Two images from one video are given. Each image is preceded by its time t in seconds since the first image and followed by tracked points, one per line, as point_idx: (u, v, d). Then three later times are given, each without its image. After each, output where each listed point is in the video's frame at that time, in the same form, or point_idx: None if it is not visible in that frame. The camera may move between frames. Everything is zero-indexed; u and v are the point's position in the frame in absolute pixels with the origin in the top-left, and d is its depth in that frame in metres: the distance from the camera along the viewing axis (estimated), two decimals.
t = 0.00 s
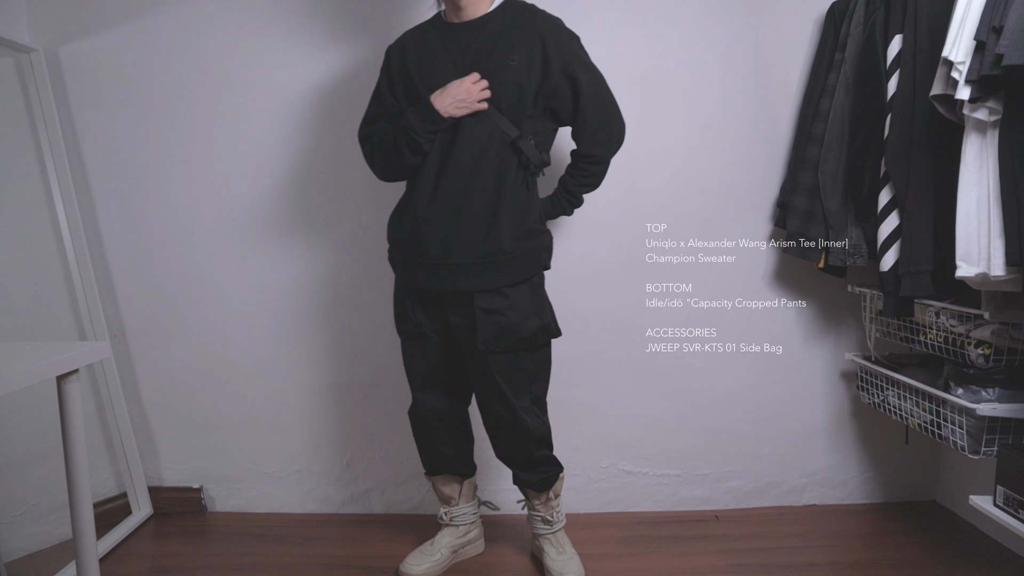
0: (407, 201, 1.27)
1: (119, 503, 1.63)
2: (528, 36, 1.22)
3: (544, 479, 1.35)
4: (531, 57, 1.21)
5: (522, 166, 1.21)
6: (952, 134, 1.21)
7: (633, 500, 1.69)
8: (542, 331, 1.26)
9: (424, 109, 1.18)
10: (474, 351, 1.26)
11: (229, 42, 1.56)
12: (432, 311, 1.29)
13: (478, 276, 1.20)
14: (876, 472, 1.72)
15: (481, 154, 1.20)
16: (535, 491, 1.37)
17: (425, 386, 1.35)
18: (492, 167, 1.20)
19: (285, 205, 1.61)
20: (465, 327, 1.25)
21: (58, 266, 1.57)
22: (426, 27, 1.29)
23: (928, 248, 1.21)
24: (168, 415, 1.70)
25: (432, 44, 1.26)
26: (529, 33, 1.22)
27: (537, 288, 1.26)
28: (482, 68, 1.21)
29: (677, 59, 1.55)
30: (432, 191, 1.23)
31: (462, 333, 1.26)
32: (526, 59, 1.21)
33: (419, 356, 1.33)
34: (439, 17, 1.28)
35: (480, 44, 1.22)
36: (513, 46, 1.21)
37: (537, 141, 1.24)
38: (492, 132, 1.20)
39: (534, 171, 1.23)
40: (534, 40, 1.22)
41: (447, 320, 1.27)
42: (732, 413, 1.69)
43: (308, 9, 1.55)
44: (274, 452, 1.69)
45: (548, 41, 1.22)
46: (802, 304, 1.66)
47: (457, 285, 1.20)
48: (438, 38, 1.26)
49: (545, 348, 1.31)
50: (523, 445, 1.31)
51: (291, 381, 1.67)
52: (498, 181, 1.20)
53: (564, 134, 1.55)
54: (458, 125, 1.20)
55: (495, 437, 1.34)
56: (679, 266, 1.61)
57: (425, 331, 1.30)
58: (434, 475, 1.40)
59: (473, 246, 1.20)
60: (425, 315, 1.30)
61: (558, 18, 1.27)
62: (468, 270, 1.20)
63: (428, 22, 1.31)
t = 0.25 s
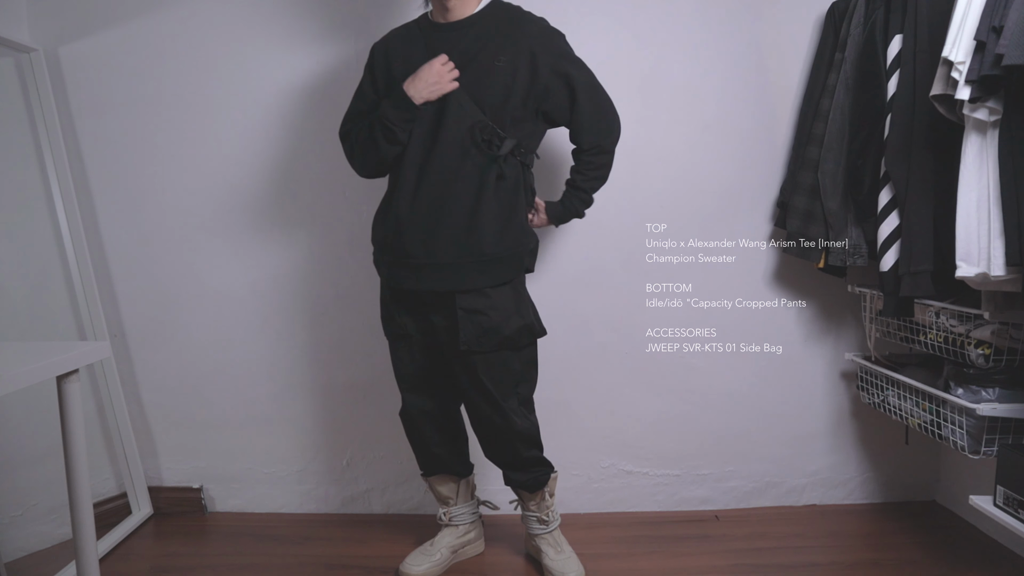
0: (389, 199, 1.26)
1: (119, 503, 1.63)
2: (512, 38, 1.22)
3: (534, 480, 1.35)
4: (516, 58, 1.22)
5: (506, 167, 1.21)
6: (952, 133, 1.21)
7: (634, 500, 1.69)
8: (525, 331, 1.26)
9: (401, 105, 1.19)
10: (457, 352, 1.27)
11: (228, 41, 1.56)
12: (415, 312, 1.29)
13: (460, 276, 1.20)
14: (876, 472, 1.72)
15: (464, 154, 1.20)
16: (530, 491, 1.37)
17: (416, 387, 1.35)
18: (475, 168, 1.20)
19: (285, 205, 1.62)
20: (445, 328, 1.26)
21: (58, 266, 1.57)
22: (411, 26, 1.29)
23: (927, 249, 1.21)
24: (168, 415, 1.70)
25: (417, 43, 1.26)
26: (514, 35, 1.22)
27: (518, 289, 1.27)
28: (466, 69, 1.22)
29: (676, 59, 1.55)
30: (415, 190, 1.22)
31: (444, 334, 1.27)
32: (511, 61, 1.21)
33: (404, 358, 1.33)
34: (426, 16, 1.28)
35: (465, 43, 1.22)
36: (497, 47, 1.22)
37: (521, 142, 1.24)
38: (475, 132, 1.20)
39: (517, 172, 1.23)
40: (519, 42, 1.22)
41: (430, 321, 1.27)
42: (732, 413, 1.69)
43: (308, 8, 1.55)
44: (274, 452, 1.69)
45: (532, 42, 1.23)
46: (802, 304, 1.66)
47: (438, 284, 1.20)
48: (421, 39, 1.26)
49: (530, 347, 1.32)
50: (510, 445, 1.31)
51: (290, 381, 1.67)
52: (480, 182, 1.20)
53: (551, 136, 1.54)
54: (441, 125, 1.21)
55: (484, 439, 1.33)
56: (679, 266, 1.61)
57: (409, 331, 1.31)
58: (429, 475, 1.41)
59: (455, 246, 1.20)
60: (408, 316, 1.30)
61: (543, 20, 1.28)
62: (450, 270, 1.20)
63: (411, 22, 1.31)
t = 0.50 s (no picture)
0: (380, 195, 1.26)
1: (119, 503, 1.63)
2: (506, 37, 1.23)
3: (536, 479, 1.35)
4: (511, 58, 1.23)
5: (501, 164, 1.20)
6: (952, 134, 1.21)
7: (634, 500, 1.69)
8: (523, 329, 1.27)
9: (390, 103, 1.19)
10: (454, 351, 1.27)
11: (228, 41, 1.56)
12: (412, 312, 1.29)
13: (455, 274, 1.20)
14: (876, 472, 1.72)
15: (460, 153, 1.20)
16: (530, 491, 1.37)
17: (414, 387, 1.34)
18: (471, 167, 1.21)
19: (285, 205, 1.62)
20: (444, 327, 1.25)
21: (58, 266, 1.57)
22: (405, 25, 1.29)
23: (927, 249, 1.21)
24: (168, 415, 1.70)
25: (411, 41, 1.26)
26: (509, 35, 1.23)
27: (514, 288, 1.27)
28: (460, 66, 1.22)
29: (676, 59, 1.55)
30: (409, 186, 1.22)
31: (442, 334, 1.26)
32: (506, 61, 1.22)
33: (401, 359, 1.33)
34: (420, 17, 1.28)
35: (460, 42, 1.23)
36: (492, 47, 1.23)
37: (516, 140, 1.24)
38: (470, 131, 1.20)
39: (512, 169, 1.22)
40: (514, 42, 1.23)
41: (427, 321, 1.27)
42: (733, 413, 1.69)
43: (308, 9, 1.55)
44: (274, 452, 1.69)
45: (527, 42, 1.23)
46: (802, 304, 1.66)
47: (435, 280, 1.20)
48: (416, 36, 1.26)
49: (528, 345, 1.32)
50: (507, 444, 1.31)
51: (290, 381, 1.67)
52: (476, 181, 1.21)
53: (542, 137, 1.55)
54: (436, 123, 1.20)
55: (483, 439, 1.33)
56: (679, 266, 1.61)
57: (406, 331, 1.30)
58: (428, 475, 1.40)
59: (451, 244, 1.20)
60: (405, 316, 1.30)
61: (536, 21, 1.29)
62: (446, 268, 1.19)
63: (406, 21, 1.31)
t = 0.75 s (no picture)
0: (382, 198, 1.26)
1: (119, 503, 1.63)
2: (503, 37, 1.22)
3: (538, 478, 1.35)
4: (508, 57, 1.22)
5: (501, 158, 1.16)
6: (952, 134, 1.21)
7: (634, 500, 1.69)
8: (525, 327, 1.27)
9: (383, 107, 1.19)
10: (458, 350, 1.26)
11: (228, 41, 1.56)
12: (414, 311, 1.29)
13: (459, 274, 1.20)
14: (876, 472, 1.72)
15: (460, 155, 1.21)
16: (531, 490, 1.37)
17: (415, 387, 1.34)
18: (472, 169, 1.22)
19: (285, 205, 1.62)
20: (448, 326, 1.25)
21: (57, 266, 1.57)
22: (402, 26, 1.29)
23: (926, 248, 1.21)
24: (168, 415, 1.70)
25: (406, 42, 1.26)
26: (505, 34, 1.23)
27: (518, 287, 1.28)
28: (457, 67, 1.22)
29: (676, 59, 1.55)
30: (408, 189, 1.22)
31: (447, 333, 1.26)
32: (502, 60, 1.22)
33: (404, 360, 1.33)
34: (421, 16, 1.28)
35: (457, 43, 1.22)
36: (489, 47, 1.22)
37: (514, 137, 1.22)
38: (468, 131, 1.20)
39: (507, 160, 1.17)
40: (510, 40, 1.22)
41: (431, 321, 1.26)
42: (732, 413, 1.69)
43: (308, 9, 1.55)
44: (274, 452, 1.69)
45: (523, 39, 1.22)
46: (802, 304, 1.66)
47: (437, 283, 1.20)
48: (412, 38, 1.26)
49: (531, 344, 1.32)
50: (509, 444, 1.32)
51: (290, 381, 1.67)
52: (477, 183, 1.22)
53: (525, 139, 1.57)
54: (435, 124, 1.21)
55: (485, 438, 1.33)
56: (679, 266, 1.61)
57: (408, 332, 1.30)
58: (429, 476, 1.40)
59: (454, 245, 1.20)
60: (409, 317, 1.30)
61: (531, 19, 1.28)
62: (450, 268, 1.20)
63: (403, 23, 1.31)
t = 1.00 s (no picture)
0: (390, 202, 1.26)
1: (119, 503, 1.63)
2: (505, 38, 1.22)
3: (542, 477, 1.36)
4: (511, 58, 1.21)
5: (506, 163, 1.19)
6: (952, 133, 1.21)
7: (634, 500, 1.69)
8: (537, 325, 1.28)
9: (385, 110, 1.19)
10: (472, 349, 1.26)
11: (228, 41, 1.56)
12: (426, 310, 1.28)
13: (471, 275, 1.20)
14: (876, 472, 1.72)
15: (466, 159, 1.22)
16: (532, 490, 1.37)
17: (426, 388, 1.34)
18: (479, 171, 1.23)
19: (285, 206, 1.62)
20: (462, 326, 1.25)
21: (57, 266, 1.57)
22: (402, 28, 1.29)
23: (927, 248, 1.21)
24: (168, 415, 1.70)
25: (405, 44, 1.26)
26: (508, 35, 1.22)
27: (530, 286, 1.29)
28: (458, 68, 1.21)
29: (676, 59, 1.55)
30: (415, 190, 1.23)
31: (460, 333, 1.25)
32: (505, 61, 1.21)
33: (410, 360, 1.32)
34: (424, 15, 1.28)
35: (457, 44, 1.22)
36: (491, 47, 1.21)
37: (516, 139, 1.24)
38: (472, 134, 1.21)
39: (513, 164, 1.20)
40: (513, 42, 1.22)
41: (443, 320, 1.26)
42: (733, 413, 1.69)
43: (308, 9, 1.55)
44: (274, 452, 1.69)
45: (525, 41, 1.22)
46: (802, 304, 1.66)
47: (455, 284, 1.20)
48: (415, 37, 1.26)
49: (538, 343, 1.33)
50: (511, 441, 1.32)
51: (290, 381, 1.67)
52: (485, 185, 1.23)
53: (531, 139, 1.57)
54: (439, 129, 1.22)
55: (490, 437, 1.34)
56: (679, 266, 1.61)
57: (419, 331, 1.29)
58: (432, 475, 1.40)
59: (466, 246, 1.21)
60: (419, 316, 1.28)
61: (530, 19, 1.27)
62: (462, 270, 1.20)
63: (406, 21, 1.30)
